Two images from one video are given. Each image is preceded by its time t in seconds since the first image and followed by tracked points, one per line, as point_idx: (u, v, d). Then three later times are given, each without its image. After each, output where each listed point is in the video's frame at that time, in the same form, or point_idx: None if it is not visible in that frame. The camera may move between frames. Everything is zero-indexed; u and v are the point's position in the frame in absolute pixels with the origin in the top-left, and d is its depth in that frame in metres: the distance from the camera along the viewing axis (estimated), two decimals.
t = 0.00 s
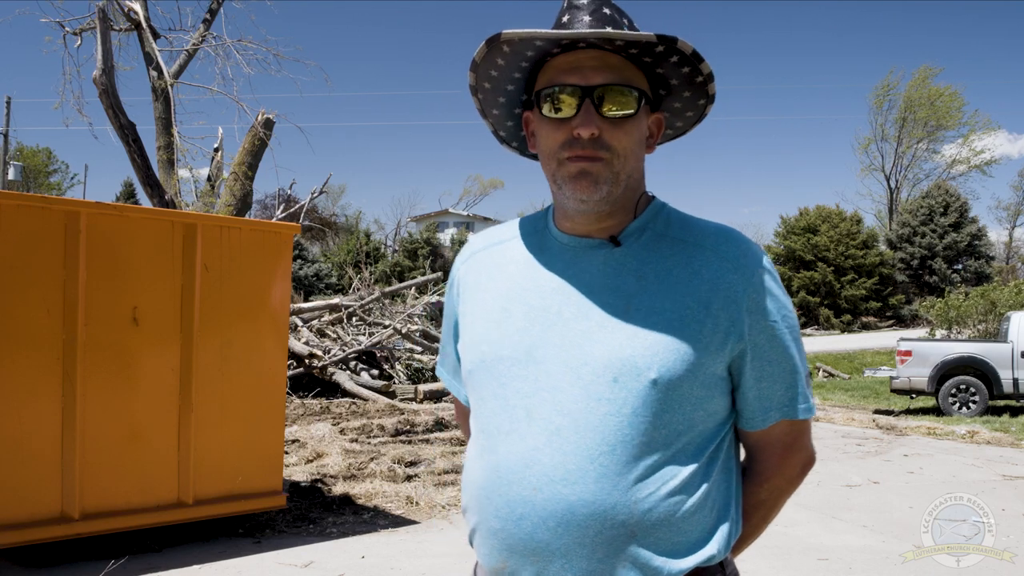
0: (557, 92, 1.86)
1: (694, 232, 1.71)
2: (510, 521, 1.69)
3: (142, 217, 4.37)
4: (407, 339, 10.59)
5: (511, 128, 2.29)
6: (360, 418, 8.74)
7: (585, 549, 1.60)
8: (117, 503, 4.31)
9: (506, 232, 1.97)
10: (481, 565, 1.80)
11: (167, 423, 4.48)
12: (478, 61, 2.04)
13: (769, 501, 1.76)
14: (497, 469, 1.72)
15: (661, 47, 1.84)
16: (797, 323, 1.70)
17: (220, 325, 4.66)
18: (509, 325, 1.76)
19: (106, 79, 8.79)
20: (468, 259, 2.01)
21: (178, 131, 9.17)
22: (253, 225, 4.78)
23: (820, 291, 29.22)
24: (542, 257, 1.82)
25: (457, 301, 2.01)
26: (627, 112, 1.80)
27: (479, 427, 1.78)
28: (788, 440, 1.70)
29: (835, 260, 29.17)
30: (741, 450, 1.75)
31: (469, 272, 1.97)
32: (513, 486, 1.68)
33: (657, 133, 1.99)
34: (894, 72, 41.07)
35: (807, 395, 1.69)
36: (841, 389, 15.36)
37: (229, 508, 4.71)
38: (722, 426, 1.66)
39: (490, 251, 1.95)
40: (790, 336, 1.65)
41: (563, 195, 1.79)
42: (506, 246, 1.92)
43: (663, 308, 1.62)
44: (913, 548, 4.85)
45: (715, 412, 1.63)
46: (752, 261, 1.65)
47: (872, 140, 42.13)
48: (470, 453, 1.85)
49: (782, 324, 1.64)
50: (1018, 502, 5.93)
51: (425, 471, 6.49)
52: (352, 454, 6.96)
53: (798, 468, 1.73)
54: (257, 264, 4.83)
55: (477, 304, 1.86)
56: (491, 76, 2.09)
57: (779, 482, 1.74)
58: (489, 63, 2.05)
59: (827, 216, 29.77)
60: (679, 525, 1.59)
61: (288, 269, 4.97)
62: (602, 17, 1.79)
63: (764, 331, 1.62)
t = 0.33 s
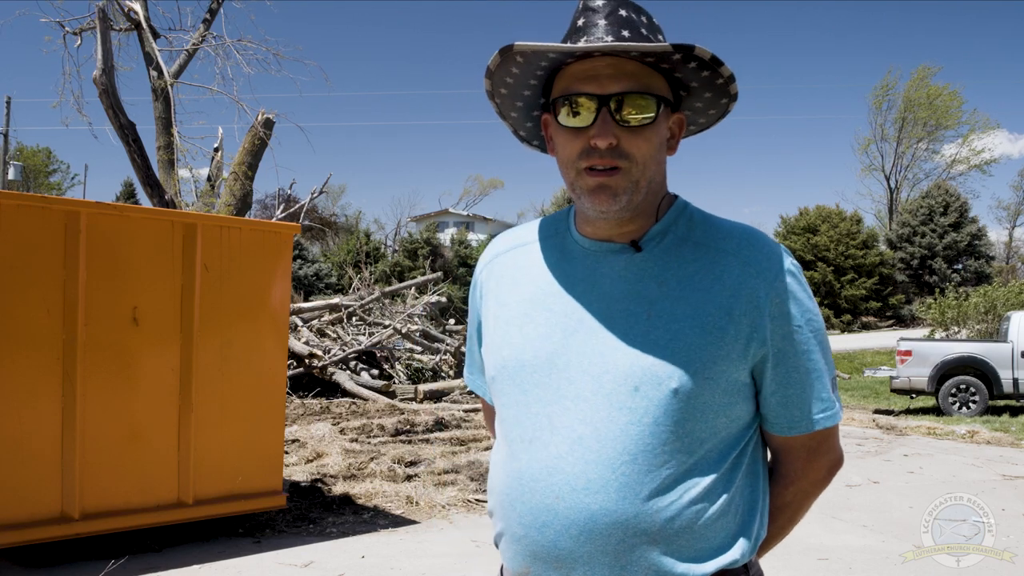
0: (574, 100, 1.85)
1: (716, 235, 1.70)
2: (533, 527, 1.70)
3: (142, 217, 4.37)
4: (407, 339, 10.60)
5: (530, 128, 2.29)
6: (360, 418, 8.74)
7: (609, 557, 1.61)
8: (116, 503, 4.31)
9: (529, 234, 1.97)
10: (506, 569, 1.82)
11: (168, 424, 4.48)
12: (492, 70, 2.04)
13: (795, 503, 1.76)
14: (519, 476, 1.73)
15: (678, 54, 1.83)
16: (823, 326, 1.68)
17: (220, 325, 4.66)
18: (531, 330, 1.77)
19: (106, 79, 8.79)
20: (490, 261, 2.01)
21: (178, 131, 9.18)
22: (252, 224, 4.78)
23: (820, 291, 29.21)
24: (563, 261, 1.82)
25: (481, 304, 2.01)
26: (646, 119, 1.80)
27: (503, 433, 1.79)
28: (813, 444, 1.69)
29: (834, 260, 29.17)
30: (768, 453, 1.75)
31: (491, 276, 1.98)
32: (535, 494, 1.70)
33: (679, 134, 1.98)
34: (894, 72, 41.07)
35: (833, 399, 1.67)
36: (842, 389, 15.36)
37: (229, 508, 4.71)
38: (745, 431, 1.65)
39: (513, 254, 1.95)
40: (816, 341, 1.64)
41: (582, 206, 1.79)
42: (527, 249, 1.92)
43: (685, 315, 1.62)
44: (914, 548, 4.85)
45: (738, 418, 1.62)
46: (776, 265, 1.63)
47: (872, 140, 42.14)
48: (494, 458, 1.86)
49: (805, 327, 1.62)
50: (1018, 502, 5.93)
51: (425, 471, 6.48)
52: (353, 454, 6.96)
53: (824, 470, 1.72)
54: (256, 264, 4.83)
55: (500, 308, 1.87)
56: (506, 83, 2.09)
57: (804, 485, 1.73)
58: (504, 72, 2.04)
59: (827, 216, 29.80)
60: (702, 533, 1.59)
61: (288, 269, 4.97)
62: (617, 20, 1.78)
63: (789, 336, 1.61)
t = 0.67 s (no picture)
0: (582, 95, 1.85)
1: (712, 237, 1.71)
2: (520, 520, 1.70)
3: (142, 217, 4.36)
4: (407, 339, 10.60)
5: (533, 123, 2.29)
6: (360, 418, 8.73)
7: (595, 552, 1.61)
8: (117, 503, 4.31)
9: (526, 229, 1.97)
10: (491, 562, 1.81)
11: (167, 423, 4.48)
12: (502, 59, 2.04)
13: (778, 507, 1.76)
14: (508, 469, 1.73)
15: (689, 55, 1.83)
16: (814, 332, 1.68)
17: (220, 324, 4.66)
18: (525, 324, 1.76)
19: (106, 79, 8.79)
20: (486, 255, 2.01)
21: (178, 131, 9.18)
22: (252, 224, 4.77)
23: (820, 291, 29.22)
24: (559, 257, 1.82)
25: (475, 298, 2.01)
26: (652, 118, 1.80)
27: (493, 426, 1.79)
28: (800, 449, 1.70)
29: (834, 260, 29.19)
30: (754, 456, 1.75)
31: (486, 268, 1.97)
32: (524, 487, 1.69)
33: (681, 136, 1.98)
34: (894, 72, 41.07)
35: (822, 406, 1.68)
36: (842, 389, 15.36)
37: (229, 508, 4.72)
38: (734, 432, 1.66)
39: (510, 248, 1.95)
40: (807, 345, 1.64)
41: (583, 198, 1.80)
42: (525, 243, 1.92)
43: (679, 314, 1.62)
44: (914, 548, 4.85)
45: (728, 418, 1.62)
46: (771, 269, 1.64)
47: (872, 141, 42.15)
48: (483, 450, 1.86)
49: (798, 331, 1.63)
50: (1018, 502, 5.93)
51: (425, 471, 6.48)
52: (352, 454, 6.96)
53: (810, 476, 1.73)
54: (257, 264, 4.83)
55: (495, 302, 1.86)
56: (515, 74, 2.09)
57: (792, 488, 1.74)
58: (515, 62, 2.04)
59: (827, 216, 29.79)
60: (688, 531, 1.59)
61: (288, 269, 4.97)
62: (631, 19, 1.78)
63: (782, 340, 1.61)
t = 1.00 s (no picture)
0: (565, 91, 1.85)
1: (690, 237, 1.71)
2: (494, 512, 1.69)
3: (142, 217, 4.37)
4: (407, 338, 10.60)
5: (516, 121, 2.29)
6: (360, 418, 8.74)
7: (567, 544, 1.61)
8: (116, 503, 4.31)
9: (505, 226, 1.97)
10: (463, 555, 1.81)
11: (168, 423, 4.48)
12: (488, 54, 2.04)
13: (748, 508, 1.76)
14: (482, 461, 1.73)
15: (672, 54, 1.84)
16: (786, 333, 1.70)
17: (219, 324, 4.66)
18: (503, 319, 1.76)
19: (106, 79, 8.79)
20: (464, 252, 2.01)
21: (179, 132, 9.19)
22: (253, 224, 4.77)
23: (820, 291, 29.24)
24: (537, 253, 1.83)
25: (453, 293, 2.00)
26: (634, 116, 1.80)
27: (469, 419, 1.79)
28: (772, 449, 1.71)
29: (835, 260, 29.20)
30: (725, 456, 1.76)
31: (465, 264, 1.97)
32: (499, 479, 1.69)
33: (661, 137, 1.99)
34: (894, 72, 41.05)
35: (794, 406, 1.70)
36: (842, 389, 15.36)
37: (229, 508, 4.72)
38: (708, 429, 1.66)
39: (489, 244, 1.95)
40: (780, 346, 1.65)
41: (563, 190, 1.79)
42: (504, 239, 1.92)
43: (657, 309, 1.62)
44: (914, 548, 4.85)
45: (703, 414, 1.63)
46: (748, 269, 1.64)
47: (872, 141, 42.15)
48: (458, 443, 1.85)
49: (773, 331, 1.64)
50: (1018, 502, 5.93)
51: (425, 471, 6.48)
52: (352, 454, 6.96)
53: (780, 475, 1.73)
54: (258, 264, 4.83)
55: (473, 296, 1.86)
56: (500, 69, 2.09)
57: (761, 487, 1.73)
58: (500, 56, 2.04)
59: (827, 216, 29.77)
60: (660, 525, 1.59)
61: (288, 270, 4.97)
62: (615, 19, 1.79)
63: (758, 340, 1.62)
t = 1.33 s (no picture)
0: (555, 94, 1.85)
1: (687, 235, 1.71)
2: (494, 514, 1.69)
3: (142, 217, 4.36)
4: (407, 338, 10.60)
5: (510, 125, 2.29)
6: (360, 418, 8.74)
7: (567, 546, 1.61)
8: (116, 503, 4.31)
9: (503, 228, 1.97)
10: (465, 557, 1.81)
11: (168, 423, 4.49)
12: (477, 60, 2.04)
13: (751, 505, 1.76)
14: (482, 463, 1.73)
15: (658, 53, 1.84)
16: (787, 329, 1.69)
17: (219, 324, 4.66)
18: (501, 321, 1.76)
19: (106, 78, 8.79)
20: (463, 255, 2.01)
21: (178, 132, 9.19)
22: (252, 224, 4.77)
23: (820, 291, 29.25)
24: (535, 255, 1.82)
25: (453, 296, 2.00)
26: (624, 116, 1.80)
27: (469, 421, 1.79)
28: (775, 447, 1.70)
29: (834, 260, 29.19)
30: (728, 455, 1.75)
31: (464, 266, 1.97)
32: (498, 481, 1.69)
33: (654, 135, 1.98)
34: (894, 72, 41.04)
35: (795, 403, 1.70)
36: (842, 389, 15.37)
37: (229, 508, 4.72)
38: (708, 429, 1.66)
39: (488, 246, 1.95)
40: (779, 343, 1.65)
41: (558, 193, 1.79)
42: (502, 241, 1.92)
43: (653, 310, 1.61)
44: (914, 548, 4.84)
45: (702, 414, 1.62)
46: (743, 267, 1.64)
47: (873, 140, 42.15)
48: (459, 446, 1.85)
49: (771, 328, 1.63)
50: (1018, 502, 5.93)
51: (425, 471, 6.48)
52: (352, 454, 6.96)
53: (783, 474, 1.73)
54: (258, 263, 4.83)
55: (472, 299, 1.86)
56: (490, 75, 2.09)
57: (764, 486, 1.74)
58: (488, 63, 2.04)
59: (828, 216, 29.76)
60: (660, 525, 1.59)
61: (288, 270, 4.97)
62: (601, 20, 1.79)
63: (755, 337, 1.62)
